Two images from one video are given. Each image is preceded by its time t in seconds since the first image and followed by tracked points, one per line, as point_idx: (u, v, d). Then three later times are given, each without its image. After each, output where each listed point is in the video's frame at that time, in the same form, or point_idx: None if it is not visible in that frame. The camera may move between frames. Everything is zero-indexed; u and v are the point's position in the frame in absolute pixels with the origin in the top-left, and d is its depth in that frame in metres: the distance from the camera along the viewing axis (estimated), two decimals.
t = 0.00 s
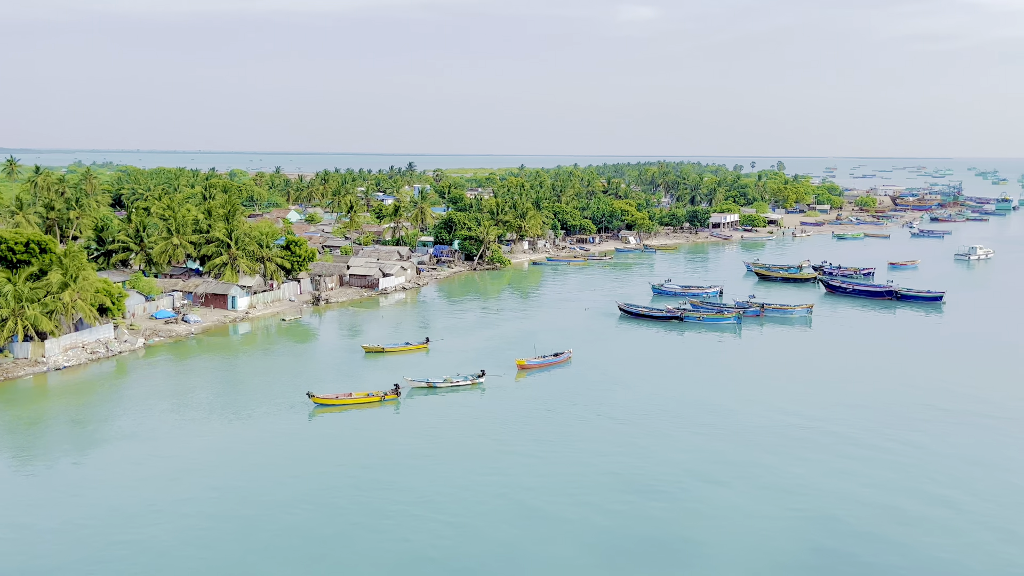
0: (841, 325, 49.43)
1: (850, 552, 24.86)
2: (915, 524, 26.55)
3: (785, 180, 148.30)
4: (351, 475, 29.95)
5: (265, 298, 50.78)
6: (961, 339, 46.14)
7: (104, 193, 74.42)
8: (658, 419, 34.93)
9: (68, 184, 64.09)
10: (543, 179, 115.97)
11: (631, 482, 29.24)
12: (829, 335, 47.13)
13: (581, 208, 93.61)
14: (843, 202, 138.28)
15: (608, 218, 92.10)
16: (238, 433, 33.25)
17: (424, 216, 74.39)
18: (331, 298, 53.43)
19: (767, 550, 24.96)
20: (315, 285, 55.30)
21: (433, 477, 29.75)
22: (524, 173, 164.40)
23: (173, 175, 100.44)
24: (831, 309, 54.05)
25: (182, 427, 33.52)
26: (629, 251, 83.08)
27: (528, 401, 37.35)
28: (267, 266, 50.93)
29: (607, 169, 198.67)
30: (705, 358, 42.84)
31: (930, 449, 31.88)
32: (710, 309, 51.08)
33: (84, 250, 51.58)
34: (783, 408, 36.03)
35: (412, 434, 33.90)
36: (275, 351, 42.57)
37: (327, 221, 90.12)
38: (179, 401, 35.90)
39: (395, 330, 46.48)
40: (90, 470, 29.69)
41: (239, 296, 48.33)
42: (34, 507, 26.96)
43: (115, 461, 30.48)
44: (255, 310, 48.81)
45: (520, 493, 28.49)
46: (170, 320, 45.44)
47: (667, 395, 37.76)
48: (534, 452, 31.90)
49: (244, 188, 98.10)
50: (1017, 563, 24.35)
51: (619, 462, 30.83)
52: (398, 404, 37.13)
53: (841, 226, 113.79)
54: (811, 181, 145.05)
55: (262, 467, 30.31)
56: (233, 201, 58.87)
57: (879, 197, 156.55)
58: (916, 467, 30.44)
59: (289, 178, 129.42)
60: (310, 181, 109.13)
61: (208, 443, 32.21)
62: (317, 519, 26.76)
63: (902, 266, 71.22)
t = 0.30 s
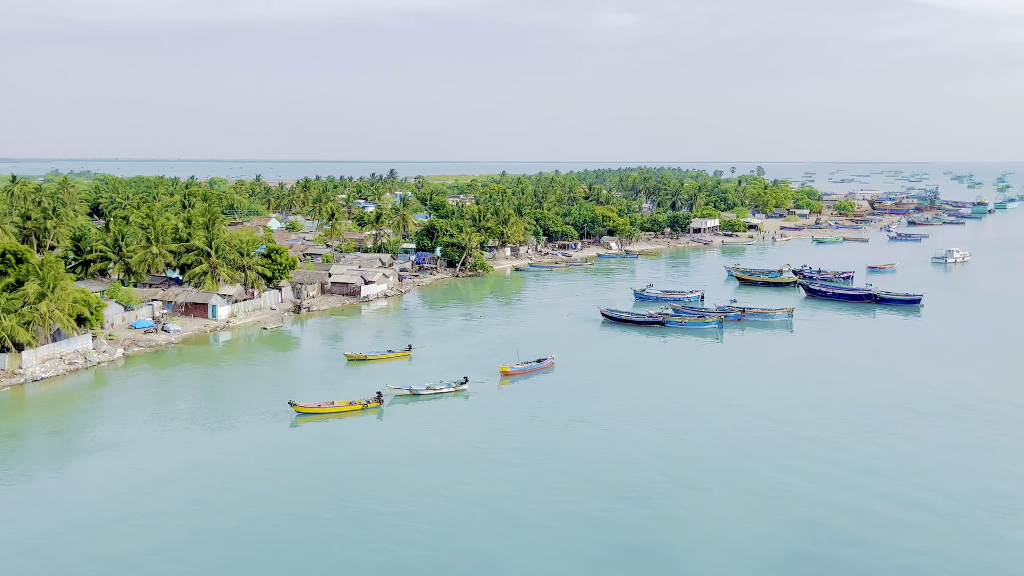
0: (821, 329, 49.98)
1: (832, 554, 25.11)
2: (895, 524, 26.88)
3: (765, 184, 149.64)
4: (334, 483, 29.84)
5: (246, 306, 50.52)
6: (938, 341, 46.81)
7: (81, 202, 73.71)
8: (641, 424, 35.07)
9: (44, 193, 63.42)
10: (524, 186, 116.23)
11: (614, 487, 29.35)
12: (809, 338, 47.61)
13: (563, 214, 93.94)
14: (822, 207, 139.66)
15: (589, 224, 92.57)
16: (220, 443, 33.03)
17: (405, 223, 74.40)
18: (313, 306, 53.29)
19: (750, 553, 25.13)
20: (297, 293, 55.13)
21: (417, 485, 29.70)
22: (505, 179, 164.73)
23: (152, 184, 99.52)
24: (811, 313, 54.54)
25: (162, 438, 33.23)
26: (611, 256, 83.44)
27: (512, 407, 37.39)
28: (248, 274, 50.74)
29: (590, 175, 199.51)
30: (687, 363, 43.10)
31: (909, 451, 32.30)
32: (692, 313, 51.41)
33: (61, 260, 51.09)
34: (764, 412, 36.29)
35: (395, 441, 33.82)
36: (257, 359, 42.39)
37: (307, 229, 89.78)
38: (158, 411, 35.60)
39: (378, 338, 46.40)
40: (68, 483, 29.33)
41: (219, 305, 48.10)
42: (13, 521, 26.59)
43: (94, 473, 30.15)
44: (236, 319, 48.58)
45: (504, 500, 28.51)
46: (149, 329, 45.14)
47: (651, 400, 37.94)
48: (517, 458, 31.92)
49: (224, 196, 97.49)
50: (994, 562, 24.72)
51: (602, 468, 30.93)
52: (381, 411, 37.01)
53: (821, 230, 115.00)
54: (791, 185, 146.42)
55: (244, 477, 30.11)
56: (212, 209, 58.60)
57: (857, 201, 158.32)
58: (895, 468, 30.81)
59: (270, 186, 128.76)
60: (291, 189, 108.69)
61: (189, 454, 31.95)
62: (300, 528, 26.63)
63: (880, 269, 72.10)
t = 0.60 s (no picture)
0: (810, 331, 50.24)
1: (825, 556, 25.20)
2: (887, 525, 27.02)
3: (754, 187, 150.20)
4: (326, 490, 29.73)
5: (236, 312, 50.40)
6: (927, 343, 47.14)
7: (69, 209, 73.32)
8: (633, 428, 35.10)
9: (32, 200, 63.05)
10: (514, 190, 116.26)
11: (608, 492, 29.36)
12: (799, 341, 47.85)
13: (553, 218, 94.07)
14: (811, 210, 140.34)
15: (579, 228, 92.74)
16: (210, 449, 32.92)
17: (396, 228, 74.35)
18: (304, 312, 53.19)
19: (745, 557, 25.18)
20: (287, 299, 55.03)
21: (410, 491, 29.62)
22: (495, 184, 164.71)
23: (140, 190, 98.97)
24: (801, 315, 54.81)
25: (152, 445, 33.07)
26: (601, 260, 83.58)
27: (504, 412, 37.38)
28: (238, 280, 50.65)
29: (580, 179, 199.86)
30: (678, 366, 43.21)
31: (899, 451, 32.47)
32: (682, 316, 51.58)
33: (49, 267, 50.83)
34: (755, 414, 36.45)
35: (387, 447, 33.79)
36: (247, 365, 42.30)
37: (298, 234, 89.60)
38: (148, 419, 35.41)
39: (369, 343, 46.37)
40: (58, 492, 29.08)
41: (210, 311, 47.95)
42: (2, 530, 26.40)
43: (83, 481, 29.97)
44: (226, 325, 48.47)
45: (497, 506, 28.48)
46: (139, 336, 44.97)
47: (642, 403, 38.05)
48: (510, 463, 31.90)
49: (212, 202, 97.06)
50: (985, 562, 24.90)
51: (595, 472, 30.93)
52: (372, 417, 36.96)
53: (810, 233, 115.60)
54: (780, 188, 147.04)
55: (236, 484, 29.98)
56: (202, 216, 58.49)
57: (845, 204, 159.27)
58: (886, 469, 31.00)
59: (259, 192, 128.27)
60: (280, 194, 108.38)
61: (179, 461, 31.82)
62: (293, 536, 26.49)
63: (869, 271, 72.56)
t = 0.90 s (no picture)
0: (806, 333, 50.33)
1: (824, 556, 25.14)
2: (885, 525, 26.95)
3: (749, 190, 150.63)
4: (323, 495, 29.60)
5: (231, 318, 50.30)
6: (922, 344, 47.24)
7: (63, 215, 73.14)
8: (630, 431, 35.06)
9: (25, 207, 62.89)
10: (509, 194, 116.47)
11: (605, 495, 29.29)
12: (795, 343, 47.93)
13: (548, 221, 94.15)
14: (805, 212, 140.76)
15: (575, 231, 92.86)
16: (206, 455, 32.80)
17: (391, 232, 74.35)
18: (299, 317, 53.12)
19: (744, 558, 25.10)
20: (282, 304, 54.95)
21: (407, 495, 29.56)
22: (490, 188, 164.85)
23: (134, 196, 98.75)
24: (796, 317, 54.90)
25: (148, 451, 32.93)
26: (597, 263, 83.67)
27: (500, 415, 37.34)
28: (232, 285, 50.57)
29: (576, 182, 200.00)
30: (674, 369, 43.21)
31: (896, 451, 32.48)
32: (678, 319, 51.63)
33: (43, 273, 50.68)
34: (752, 416, 36.47)
35: (383, 451, 33.71)
36: (243, 371, 42.20)
37: (293, 240, 89.55)
38: (144, 425, 35.30)
39: (364, 348, 46.31)
40: (53, 499, 28.93)
41: (204, 316, 47.88)
42: None
43: (78, 488, 29.82)
44: (221, 330, 48.39)
45: (495, 509, 28.44)
46: (133, 342, 44.87)
47: (639, 405, 38.05)
48: (507, 467, 31.86)
49: (207, 208, 96.92)
50: (984, 560, 24.92)
51: (593, 475, 30.86)
52: (369, 422, 36.86)
53: (805, 235, 115.91)
54: (774, 190, 147.46)
55: (233, 490, 29.90)
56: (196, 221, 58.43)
57: (840, 205, 159.82)
58: (883, 469, 31.05)
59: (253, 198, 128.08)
60: (275, 200, 108.31)
61: (175, 467, 31.71)
62: (289, 542, 26.34)
63: (864, 273, 72.69)
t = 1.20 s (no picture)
0: (803, 334, 50.48)
1: (823, 558, 25.20)
2: (883, 526, 27.07)
3: (745, 192, 150.87)
4: (321, 499, 29.62)
5: (228, 322, 50.28)
6: (918, 344, 47.42)
7: (59, 220, 73.05)
8: (628, 433, 35.10)
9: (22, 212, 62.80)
10: (505, 197, 116.61)
11: (603, 498, 29.31)
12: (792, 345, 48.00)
13: (546, 224, 94.28)
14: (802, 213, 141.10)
15: (572, 234, 92.98)
16: (204, 459, 32.79)
17: (387, 236, 74.43)
18: (296, 321, 53.13)
19: (743, 559, 25.19)
20: (279, 308, 54.97)
21: (407, 498, 29.61)
22: (486, 191, 164.88)
23: (131, 201, 98.61)
24: (793, 319, 55.03)
25: (145, 456, 32.87)
26: (594, 266, 83.74)
27: (499, 418, 37.39)
28: (229, 290, 50.59)
29: (573, 185, 200.49)
30: (672, 371, 43.28)
31: (894, 453, 32.61)
32: (675, 321, 51.70)
33: (39, 278, 50.58)
34: (750, 418, 36.55)
35: (382, 455, 33.71)
36: (240, 375, 42.20)
37: (290, 244, 89.57)
38: (141, 430, 35.26)
39: (362, 352, 46.33)
40: (50, 505, 28.87)
41: (201, 321, 47.86)
42: None
43: (77, 493, 29.77)
44: (218, 335, 48.38)
45: (495, 511, 28.50)
46: (130, 347, 44.82)
47: (637, 408, 38.12)
48: (506, 469, 31.90)
49: (204, 212, 96.89)
50: (986, 562, 24.97)
51: (591, 478, 30.90)
52: (366, 425, 36.86)
53: (802, 236, 116.09)
54: (770, 193, 147.84)
55: (232, 495, 29.88)
56: (193, 226, 58.40)
57: (836, 207, 160.15)
58: (882, 470, 31.16)
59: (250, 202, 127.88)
60: (272, 204, 108.37)
61: (173, 472, 31.66)
62: (288, 546, 26.35)
63: (860, 274, 72.86)
